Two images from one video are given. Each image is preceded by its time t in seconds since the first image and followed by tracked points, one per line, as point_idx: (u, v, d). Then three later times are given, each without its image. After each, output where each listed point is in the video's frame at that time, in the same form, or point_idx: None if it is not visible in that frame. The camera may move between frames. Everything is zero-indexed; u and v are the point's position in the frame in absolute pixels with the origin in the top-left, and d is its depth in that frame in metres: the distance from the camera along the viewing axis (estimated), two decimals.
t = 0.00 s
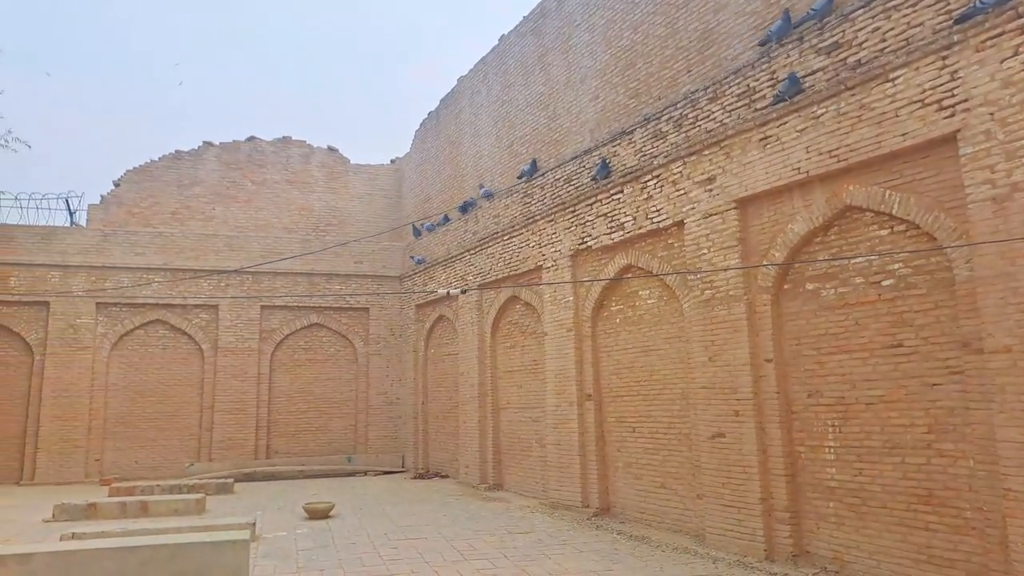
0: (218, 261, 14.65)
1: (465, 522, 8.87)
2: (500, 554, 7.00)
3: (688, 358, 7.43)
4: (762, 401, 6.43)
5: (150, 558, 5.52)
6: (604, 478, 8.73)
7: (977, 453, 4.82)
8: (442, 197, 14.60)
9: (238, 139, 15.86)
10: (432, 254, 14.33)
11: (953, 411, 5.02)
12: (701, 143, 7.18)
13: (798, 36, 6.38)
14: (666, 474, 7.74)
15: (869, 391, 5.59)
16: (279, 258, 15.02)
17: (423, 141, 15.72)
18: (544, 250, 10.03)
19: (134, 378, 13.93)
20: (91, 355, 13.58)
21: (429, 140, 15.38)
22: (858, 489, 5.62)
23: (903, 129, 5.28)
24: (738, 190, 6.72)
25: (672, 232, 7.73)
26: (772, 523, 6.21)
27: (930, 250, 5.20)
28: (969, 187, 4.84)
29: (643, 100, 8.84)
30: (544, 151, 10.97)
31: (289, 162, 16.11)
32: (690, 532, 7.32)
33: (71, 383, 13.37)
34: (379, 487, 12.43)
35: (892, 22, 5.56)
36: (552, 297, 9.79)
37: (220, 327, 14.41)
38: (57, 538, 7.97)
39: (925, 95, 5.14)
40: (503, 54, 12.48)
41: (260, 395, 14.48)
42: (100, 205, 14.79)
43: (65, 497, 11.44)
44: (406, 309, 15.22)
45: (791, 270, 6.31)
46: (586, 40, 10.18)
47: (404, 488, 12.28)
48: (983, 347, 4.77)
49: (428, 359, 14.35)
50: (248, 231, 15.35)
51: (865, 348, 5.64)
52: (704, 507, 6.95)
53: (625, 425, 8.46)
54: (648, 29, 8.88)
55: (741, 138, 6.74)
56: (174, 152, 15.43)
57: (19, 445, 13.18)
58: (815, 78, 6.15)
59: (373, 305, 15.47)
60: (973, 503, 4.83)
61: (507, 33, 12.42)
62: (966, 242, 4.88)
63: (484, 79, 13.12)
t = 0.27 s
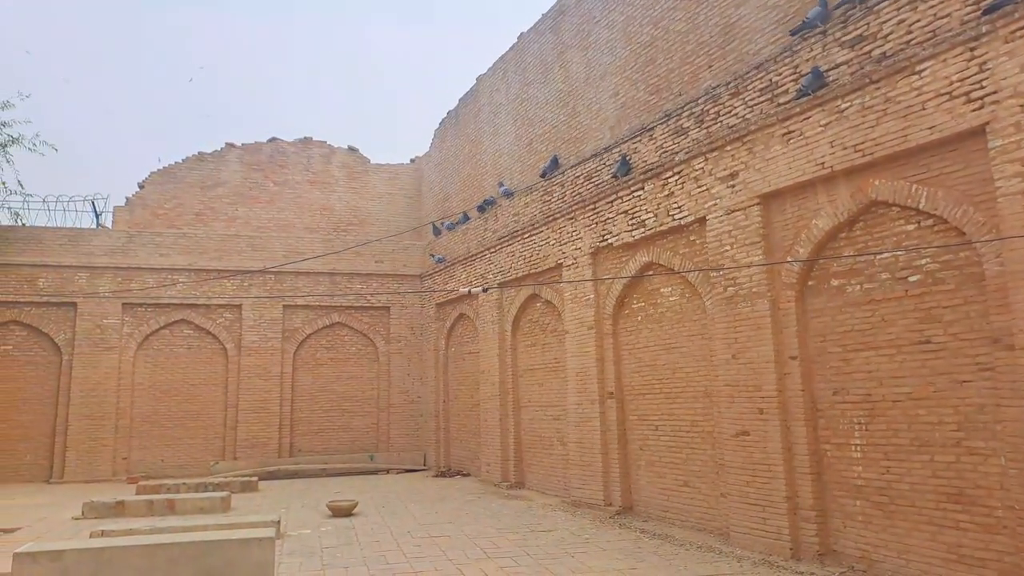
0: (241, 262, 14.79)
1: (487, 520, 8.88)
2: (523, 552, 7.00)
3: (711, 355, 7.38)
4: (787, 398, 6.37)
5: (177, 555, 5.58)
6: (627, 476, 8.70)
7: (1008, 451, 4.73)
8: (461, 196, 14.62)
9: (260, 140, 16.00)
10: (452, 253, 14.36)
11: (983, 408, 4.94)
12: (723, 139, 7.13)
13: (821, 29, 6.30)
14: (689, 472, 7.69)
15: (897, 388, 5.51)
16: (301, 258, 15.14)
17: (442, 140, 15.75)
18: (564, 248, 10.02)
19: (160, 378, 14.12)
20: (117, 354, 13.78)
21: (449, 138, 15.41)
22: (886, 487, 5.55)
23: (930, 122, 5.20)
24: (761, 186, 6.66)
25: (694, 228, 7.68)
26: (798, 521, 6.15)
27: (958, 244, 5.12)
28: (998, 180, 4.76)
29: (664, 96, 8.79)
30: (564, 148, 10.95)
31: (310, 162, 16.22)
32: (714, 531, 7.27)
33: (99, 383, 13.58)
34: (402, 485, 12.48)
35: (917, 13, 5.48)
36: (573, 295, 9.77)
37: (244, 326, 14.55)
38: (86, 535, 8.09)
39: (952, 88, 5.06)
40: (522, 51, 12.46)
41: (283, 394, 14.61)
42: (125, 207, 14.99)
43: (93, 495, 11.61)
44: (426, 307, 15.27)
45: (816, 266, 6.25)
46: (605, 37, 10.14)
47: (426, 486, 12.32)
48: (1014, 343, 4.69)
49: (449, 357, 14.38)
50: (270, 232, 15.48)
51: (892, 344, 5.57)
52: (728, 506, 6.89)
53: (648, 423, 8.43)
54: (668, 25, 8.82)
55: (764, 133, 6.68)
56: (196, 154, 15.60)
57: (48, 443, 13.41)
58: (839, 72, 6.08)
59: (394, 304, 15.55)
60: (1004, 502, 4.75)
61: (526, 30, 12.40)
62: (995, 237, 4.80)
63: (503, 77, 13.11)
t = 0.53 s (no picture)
0: (263, 260, 14.92)
1: (509, 516, 8.89)
2: (545, 549, 7.01)
3: (734, 352, 7.32)
4: (812, 395, 6.30)
5: (204, 550, 5.65)
6: (649, 474, 8.66)
7: None
8: (481, 193, 14.62)
9: (281, 140, 16.12)
10: (472, 250, 14.38)
11: (1013, 405, 4.86)
12: (746, 134, 7.06)
13: (847, 21, 6.22)
14: (712, 470, 7.65)
15: (924, 385, 5.44)
16: (322, 256, 15.24)
17: (461, 137, 15.76)
18: (584, 245, 9.99)
19: (184, 375, 14.29)
20: (143, 352, 13.98)
21: (468, 136, 15.41)
22: (913, 486, 5.48)
23: (959, 114, 5.11)
24: (784, 180, 6.60)
25: (716, 224, 7.63)
26: (823, 519, 6.09)
27: (988, 239, 5.04)
28: None
29: (686, 90, 8.72)
30: (584, 144, 10.91)
31: (331, 161, 16.32)
32: (737, 529, 7.23)
33: (126, 380, 13.78)
34: (423, 481, 12.54)
35: (945, 3, 5.39)
36: (594, 292, 9.74)
37: (267, 324, 14.68)
38: (114, 530, 8.22)
39: (982, 79, 4.98)
40: (542, 48, 12.42)
41: (306, 391, 14.73)
42: (150, 207, 15.18)
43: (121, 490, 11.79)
44: (447, 305, 15.31)
45: (841, 261, 6.18)
46: (625, 32, 10.09)
47: (447, 483, 12.36)
48: None
49: (469, 354, 14.41)
50: (291, 231, 15.60)
51: (920, 341, 5.49)
52: (752, 504, 6.84)
53: (670, 420, 8.39)
54: (690, 19, 8.75)
55: (787, 127, 6.61)
56: (219, 154, 15.75)
57: (77, 439, 13.64)
58: (864, 64, 6.00)
59: (415, 301, 15.60)
60: None
61: (546, 26, 12.37)
62: None
63: (522, 73, 13.09)
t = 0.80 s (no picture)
0: (285, 257, 15.04)
1: (530, 513, 8.89)
2: (567, 545, 6.99)
3: (758, 350, 7.25)
4: (837, 392, 6.23)
5: (230, 544, 5.70)
6: (671, 472, 8.62)
7: None
8: (501, 190, 14.62)
9: (303, 138, 16.23)
10: (491, 247, 14.38)
11: None
12: (769, 128, 6.99)
13: (873, 13, 6.13)
14: (735, 468, 7.59)
15: (953, 382, 5.35)
16: (343, 253, 15.33)
17: (481, 134, 15.76)
18: (605, 241, 9.95)
19: (208, 371, 14.46)
20: (168, 349, 14.15)
21: (488, 133, 15.40)
22: (941, 485, 5.39)
23: (990, 107, 5.01)
24: (809, 175, 6.52)
25: (739, 220, 7.56)
26: (849, 518, 6.02)
27: (1019, 234, 4.94)
28: None
29: (708, 85, 8.65)
30: (605, 140, 10.86)
31: (351, 159, 16.40)
32: (761, 527, 7.16)
33: (151, 376, 13.97)
34: (444, 478, 12.58)
35: None
36: (615, 289, 9.70)
37: (289, 321, 14.81)
38: (142, 523, 8.34)
39: (1013, 70, 4.88)
40: (562, 43, 12.37)
41: (328, 387, 14.84)
42: (174, 205, 15.35)
43: (148, 484, 11.97)
44: (467, 302, 15.33)
45: (867, 257, 6.10)
46: (646, 26, 10.02)
47: (468, 479, 12.39)
48: None
49: (489, 351, 14.42)
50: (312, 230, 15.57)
51: (948, 338, 5.40)
52: (776, 502, 6.78)
53: (692, 418, 8.33)
54: (712, 13, 8.67)
55: (812, 121, 6.52)
56: (241, 152, 15.89)
57: (104, 434, 13.85)
58: (892, 56, 5.90)
59: (435, 298, 15.64)
60: None
61: (566, 22, 12.32)
62: None
63: (542, 69, 13.06)
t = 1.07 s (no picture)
0: (312, 254, 15.17)
1: (557, 509, 8.89)
2: (595, 542, 6.98)
3: (789, 346, 7.16)
4: (870, 390, 6.13)
5: (263, 537, 5.78)
6: (700, 469, 8.55)
7: None
8: (526, 186, 14.59)
9: (328, 136, 16.35)
10: (516, 243, 14.36)
11: None
12: (800, 122, 6.89)
13: (908, 3, 6.00)
14: (765, 466, 7.51)
15: (992, 380, 5.24)
16: (369, 250, 15.42)
17: (505, 130, 15.73)
18: (632, 237, 9.89)
19: (238, 367, 14.64)
20: (199, 344, 14.36)
21: (512, 128, 15.37)
22: (980, 484, 5.29)
23: None
24: (841, 169, 6.42)
25: (769, 215, 7.46)
26: (883, 517, 5.93)
27: None
28: None
29: (736, 78, 8.54)
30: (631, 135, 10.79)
31: (377, 156, 16.48)
32: (792, 526, 7.08)
33: (182, 371, 14.18)
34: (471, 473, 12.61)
35: None
36: (642, 285, 9.64)
37: (316, 317, 14.95)
38: (175, 516, 8.49)
39: None
40: (587, 38, 12.31)
41: (354, 383, 14.95)
42: (203, 203, 15.56)
43: (180, 478, 12.17)
44: (492, 298, 15.34)
45: (901, 252, 5.99)
46: (673, 20, 9.92)
47: (494, 475, 12.41)
48: None
49: (514, 347, 14.43)
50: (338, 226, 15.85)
51: (987, 334, 5.29)
52: (808, 501, 6.70)
53: (721, 415, 8.26)
54: (740, 5, 8.56)
55: (844, 114, 6.42)
56: (268, 150, 16.05)
57: (137, 429, 14.10)
58: (927, 47, 5.78)
59: (460, 295, 15.67)
60: None
61: (591, 16, 12.25)
62: None
63: (567, 65, 13.00)
